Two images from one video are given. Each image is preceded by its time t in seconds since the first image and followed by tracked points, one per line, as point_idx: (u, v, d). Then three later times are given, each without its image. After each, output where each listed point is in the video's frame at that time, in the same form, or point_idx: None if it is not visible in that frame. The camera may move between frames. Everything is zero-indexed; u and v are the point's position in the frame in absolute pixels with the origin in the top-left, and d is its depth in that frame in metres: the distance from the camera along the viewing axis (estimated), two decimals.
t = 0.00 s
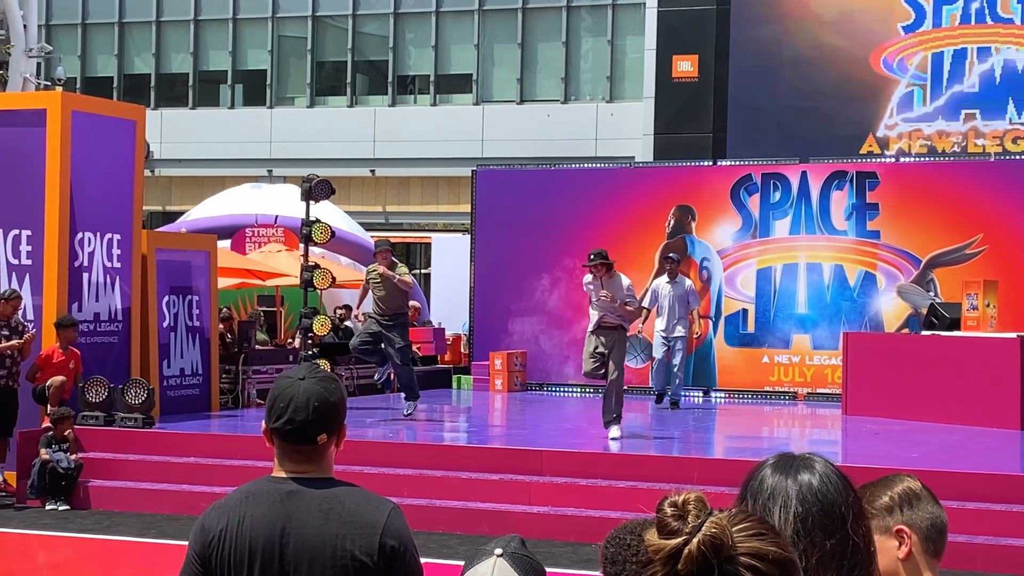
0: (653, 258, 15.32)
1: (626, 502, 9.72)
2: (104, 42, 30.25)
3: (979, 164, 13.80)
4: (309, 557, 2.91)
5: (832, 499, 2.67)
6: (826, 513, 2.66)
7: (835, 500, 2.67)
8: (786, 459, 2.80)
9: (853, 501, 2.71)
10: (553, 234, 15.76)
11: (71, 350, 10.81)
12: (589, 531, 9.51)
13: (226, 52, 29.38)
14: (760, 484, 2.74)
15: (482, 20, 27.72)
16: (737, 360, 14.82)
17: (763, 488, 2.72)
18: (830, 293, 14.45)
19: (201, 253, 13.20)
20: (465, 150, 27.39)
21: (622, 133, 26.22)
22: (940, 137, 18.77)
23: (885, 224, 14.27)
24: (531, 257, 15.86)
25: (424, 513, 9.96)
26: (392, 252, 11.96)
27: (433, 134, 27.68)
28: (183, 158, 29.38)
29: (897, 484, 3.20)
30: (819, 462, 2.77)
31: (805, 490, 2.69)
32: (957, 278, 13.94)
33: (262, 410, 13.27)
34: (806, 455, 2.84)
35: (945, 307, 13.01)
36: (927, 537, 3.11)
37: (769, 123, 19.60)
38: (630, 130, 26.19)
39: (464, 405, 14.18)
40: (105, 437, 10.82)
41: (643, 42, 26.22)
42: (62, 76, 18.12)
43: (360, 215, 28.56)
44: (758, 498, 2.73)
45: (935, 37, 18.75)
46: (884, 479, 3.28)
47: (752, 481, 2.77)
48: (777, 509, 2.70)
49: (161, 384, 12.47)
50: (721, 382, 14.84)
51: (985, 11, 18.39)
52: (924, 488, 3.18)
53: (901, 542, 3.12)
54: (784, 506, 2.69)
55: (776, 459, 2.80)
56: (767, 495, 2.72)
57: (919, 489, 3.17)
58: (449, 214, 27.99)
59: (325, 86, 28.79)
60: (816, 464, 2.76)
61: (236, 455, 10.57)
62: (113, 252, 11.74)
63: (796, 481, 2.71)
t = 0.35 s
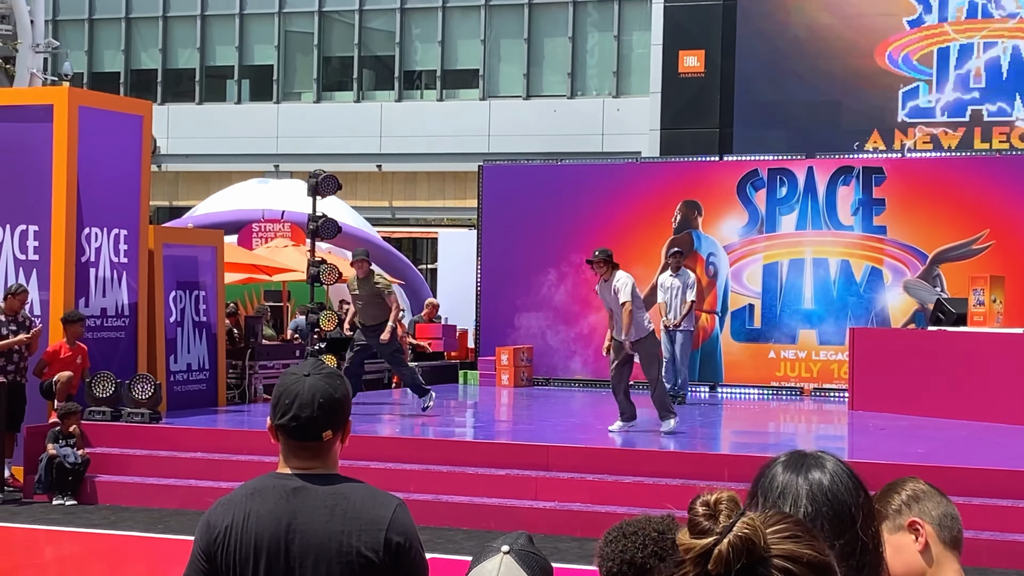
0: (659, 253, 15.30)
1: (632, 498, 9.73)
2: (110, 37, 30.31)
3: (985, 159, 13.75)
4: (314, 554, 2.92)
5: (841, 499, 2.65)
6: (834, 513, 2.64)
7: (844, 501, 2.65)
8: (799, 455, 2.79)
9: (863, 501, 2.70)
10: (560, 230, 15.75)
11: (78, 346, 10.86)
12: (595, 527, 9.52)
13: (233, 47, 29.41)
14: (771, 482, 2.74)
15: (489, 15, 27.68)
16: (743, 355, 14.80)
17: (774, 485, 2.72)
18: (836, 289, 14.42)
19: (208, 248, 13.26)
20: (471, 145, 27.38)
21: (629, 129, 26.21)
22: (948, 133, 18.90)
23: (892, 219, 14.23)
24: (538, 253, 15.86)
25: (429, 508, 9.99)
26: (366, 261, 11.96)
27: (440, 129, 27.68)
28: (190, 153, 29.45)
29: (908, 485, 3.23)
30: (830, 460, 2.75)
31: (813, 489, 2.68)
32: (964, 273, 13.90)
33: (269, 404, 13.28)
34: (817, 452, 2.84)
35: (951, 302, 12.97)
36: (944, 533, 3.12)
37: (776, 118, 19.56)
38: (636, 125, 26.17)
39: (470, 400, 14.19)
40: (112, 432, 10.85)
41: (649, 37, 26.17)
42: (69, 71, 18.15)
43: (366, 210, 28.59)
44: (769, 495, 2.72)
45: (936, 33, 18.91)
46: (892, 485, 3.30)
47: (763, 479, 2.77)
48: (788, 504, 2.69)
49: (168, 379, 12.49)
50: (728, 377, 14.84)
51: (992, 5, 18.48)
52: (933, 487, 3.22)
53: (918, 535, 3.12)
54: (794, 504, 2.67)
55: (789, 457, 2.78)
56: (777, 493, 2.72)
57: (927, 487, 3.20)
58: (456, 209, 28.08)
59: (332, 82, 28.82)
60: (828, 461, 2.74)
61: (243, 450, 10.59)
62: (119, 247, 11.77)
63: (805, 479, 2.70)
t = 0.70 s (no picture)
0: (666, 248, 15.26)
1: (639, 494, 9.71)
2: (116, 34, 30.32)
3: (992, 154, 13.68)
4: (322, 549, 2.90)
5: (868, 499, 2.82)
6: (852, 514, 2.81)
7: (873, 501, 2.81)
8: (831, 453, 2.95)
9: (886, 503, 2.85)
10: (566, 226, 15.72)
11: (84, 342, 10.86)
12: (602, 523, 9.51)
13: (238, 43, 29.38)
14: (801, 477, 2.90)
15: (494, 11, 27.65)
16: (750, 351, 14.77)
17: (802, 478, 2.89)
18: (843, 284, 14.39)
19: (214, 244, 13.25)
20: (477, 141, 27.32)
21: (635, 125, 26.14)
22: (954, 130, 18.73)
23: (899, 215, 14.18)
24: (544, 249, 15.83)
25: (436, 504, 9.98)
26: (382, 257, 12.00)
27: (445, 125, 27.63)
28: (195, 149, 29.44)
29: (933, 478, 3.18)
30: (859, 462, 2.91)
31: (842, 489, 2.83)
32: (971, 269, 13.82)
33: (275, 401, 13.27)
34: (847, 450, 2.99)
35: (958, 297, 12.91)
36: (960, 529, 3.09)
37: (782, 114, 19.53)
38: (643, 121, 26.10)
39: (476, 396, 14.18)
40: (119, 428, 10.86)
41: (655, 32, 26.09)
42: (75, 67, 18.15)
43: (372, 206, 28.54)
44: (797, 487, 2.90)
45: (943, 26, 18.55)
46: (922, 469, 3.28)
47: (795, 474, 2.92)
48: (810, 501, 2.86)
49: (174, 375, 12.49)
50: (734, 373, 14.80)
51: None
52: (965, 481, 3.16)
53: (931, 532, 3.12)
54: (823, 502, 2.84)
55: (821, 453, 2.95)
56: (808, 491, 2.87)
57: (950, 482, 3.14)
58: (462, 205, 27.96)
59: (337, 78, 28.80)
60: (855, 462, 2.89)
61: (249, 447, 10.59)
62: (125, 243, 11.77)
63: (837, 479, 2.86)
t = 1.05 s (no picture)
0: (669, 242, 15.26)
1: (642, 486, 9.74)
2: (119, 29, 30.31)
3: (995, 147, 13.69)
4: (325, 542, 2.92)
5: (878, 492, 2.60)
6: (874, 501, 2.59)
7: (881, 494, 2.60)
8: (830, 445, 2.71)
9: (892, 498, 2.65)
10: (569, 219, 15.72)
11: (88, 336, 10.89)
12: (605, 516, 9.54)
13: (241, 38, 29.36)
14: (802, 470, 2.63)
15: (496, 5, 27.62)
16: (753, 344, 14.78)
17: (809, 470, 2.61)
18: (846, 278, 14.38)
19: (218, 239, 13.28)
20: (479, 135, 27.31)
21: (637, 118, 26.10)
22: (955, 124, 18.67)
23: (901, 208, 14.18)
24: (547, 242, 15.84)
25: (440, 498, 10.01)
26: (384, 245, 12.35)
27: (449, 119, 27.62)
28: (198, 144, 29.45)
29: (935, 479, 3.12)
30: (862, 455, 2.70)
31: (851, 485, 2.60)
32: (974, 261, 13.83)
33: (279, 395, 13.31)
34: (847, 443, 2.77)
35: (961, 291, 12.84)
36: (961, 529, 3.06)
37: (784, 107, 19.52)
38: (645, 115, 26.06)
39: (479, 390, 14.21)
40: (123, 422, 10.91)
41: (658, 26, 26.02)
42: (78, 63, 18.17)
43: (375, 200, 28.53)
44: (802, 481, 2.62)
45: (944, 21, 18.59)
46: (925, 468, 3.23)
47: (794, 469, 2.66)
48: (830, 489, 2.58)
49: (179, 369, 12.52)
50: (737, 366, 14.82)
51: None
52: (976, 479, 3.09)
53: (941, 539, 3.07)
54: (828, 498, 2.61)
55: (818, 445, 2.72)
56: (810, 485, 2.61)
57: (954, 485, 3.08)
58: (465, 199, 27.92)
59: (340, 72, 28.78)
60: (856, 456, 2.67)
61: (253, 440, 10.62)
62: (129, 238, 11.81)
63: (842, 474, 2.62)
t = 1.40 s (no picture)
0: (669, 239, 15.25)
1: (643, 483, 9.74)
2: (119, 27, 30.28)
3: (997, 143, 13.65)
4: (326, 538, 2.91)
5: (876, 482, 2.50)
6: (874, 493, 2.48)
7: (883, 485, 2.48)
8: (830, 438, 2.62)
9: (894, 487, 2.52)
10: (569, 217, 15.71)
11: (87, 334, 10.89)
12: (607, 513, 9.54)
13: (241, 36, 29.32)
14: (801, 463, 2.56)
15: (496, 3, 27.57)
16: (754, 341, 14.76)
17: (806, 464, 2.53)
18: (847, 274, 14.35)
19: (218, 237, 13.27)
20: (480, 133, 27.31)
21: (638, 115, 26.08)
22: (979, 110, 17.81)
23: (903, 205, 14.16)
24: (547, 240, 15.82)
25: (441, 495, 10.01)
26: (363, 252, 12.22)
27: (449, 117, 27.60)
28: (198, 142, 29.47)
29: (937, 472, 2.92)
30: (861, 444, 2.58)
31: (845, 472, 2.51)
32: (975, 257, 13.81)
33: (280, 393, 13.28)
34: (849, 436, 2.66)
35: (963, 286, 12.78)
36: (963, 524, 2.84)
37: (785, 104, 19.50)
38: (645, 112, 26.04)
39: (481, 387, 14.20)
40: (124, 421, 10.89)
41: (658, 23, 25.97)
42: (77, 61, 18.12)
43: (375, 197, 28.52)
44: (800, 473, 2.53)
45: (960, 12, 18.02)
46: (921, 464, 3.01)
47: (794, 463, 2.58)
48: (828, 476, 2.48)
49: (179, 367, 12.52)
50: (738, 363, 14.80)
51: None
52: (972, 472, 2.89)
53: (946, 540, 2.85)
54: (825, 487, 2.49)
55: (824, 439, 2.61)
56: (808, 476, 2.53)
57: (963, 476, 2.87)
58: (465, 197, 27.95)
59: (340, 70, 28.76)
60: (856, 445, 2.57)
61: (254, 438, 10.61)
62: (129, 236, 11.79)
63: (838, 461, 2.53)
